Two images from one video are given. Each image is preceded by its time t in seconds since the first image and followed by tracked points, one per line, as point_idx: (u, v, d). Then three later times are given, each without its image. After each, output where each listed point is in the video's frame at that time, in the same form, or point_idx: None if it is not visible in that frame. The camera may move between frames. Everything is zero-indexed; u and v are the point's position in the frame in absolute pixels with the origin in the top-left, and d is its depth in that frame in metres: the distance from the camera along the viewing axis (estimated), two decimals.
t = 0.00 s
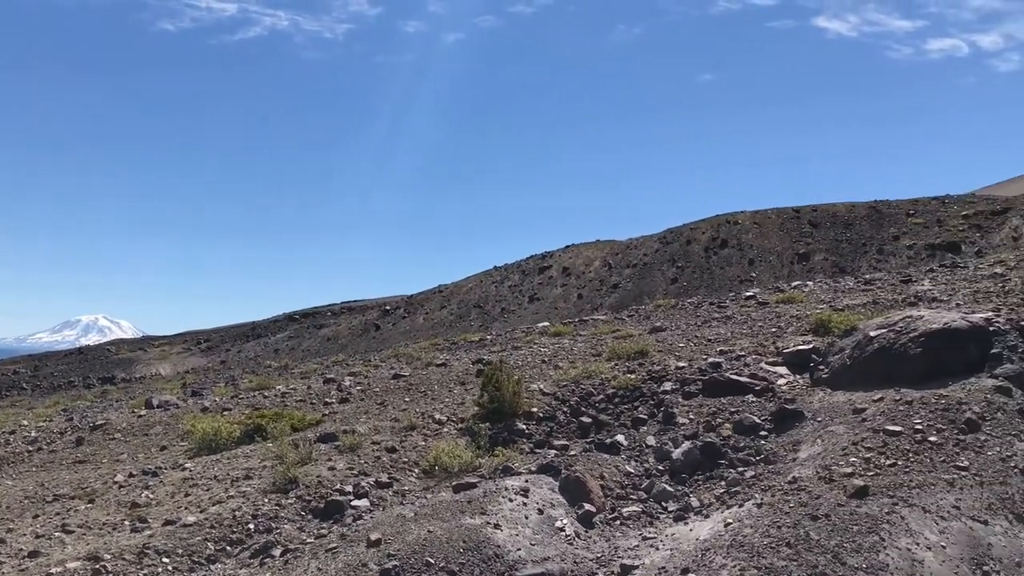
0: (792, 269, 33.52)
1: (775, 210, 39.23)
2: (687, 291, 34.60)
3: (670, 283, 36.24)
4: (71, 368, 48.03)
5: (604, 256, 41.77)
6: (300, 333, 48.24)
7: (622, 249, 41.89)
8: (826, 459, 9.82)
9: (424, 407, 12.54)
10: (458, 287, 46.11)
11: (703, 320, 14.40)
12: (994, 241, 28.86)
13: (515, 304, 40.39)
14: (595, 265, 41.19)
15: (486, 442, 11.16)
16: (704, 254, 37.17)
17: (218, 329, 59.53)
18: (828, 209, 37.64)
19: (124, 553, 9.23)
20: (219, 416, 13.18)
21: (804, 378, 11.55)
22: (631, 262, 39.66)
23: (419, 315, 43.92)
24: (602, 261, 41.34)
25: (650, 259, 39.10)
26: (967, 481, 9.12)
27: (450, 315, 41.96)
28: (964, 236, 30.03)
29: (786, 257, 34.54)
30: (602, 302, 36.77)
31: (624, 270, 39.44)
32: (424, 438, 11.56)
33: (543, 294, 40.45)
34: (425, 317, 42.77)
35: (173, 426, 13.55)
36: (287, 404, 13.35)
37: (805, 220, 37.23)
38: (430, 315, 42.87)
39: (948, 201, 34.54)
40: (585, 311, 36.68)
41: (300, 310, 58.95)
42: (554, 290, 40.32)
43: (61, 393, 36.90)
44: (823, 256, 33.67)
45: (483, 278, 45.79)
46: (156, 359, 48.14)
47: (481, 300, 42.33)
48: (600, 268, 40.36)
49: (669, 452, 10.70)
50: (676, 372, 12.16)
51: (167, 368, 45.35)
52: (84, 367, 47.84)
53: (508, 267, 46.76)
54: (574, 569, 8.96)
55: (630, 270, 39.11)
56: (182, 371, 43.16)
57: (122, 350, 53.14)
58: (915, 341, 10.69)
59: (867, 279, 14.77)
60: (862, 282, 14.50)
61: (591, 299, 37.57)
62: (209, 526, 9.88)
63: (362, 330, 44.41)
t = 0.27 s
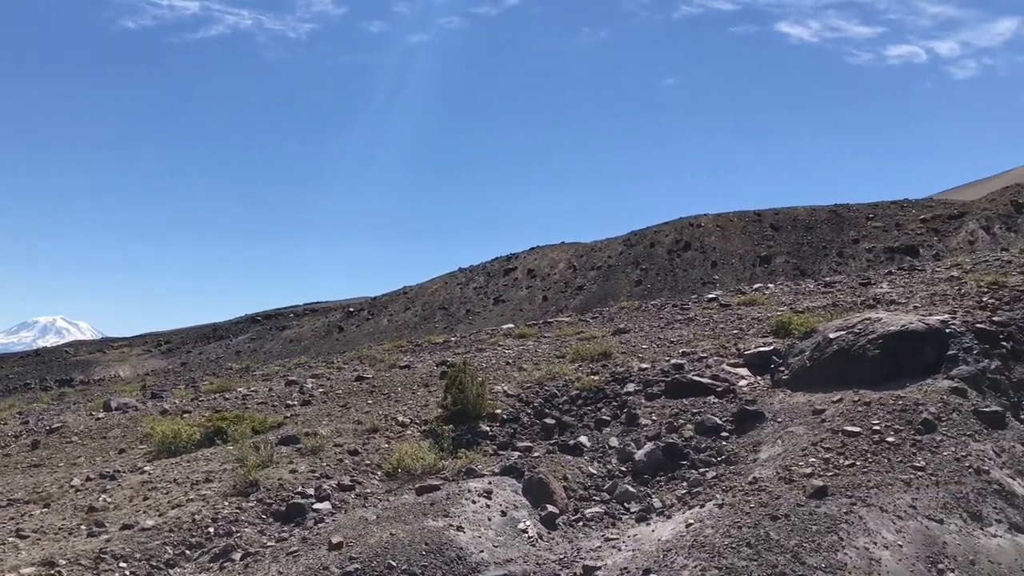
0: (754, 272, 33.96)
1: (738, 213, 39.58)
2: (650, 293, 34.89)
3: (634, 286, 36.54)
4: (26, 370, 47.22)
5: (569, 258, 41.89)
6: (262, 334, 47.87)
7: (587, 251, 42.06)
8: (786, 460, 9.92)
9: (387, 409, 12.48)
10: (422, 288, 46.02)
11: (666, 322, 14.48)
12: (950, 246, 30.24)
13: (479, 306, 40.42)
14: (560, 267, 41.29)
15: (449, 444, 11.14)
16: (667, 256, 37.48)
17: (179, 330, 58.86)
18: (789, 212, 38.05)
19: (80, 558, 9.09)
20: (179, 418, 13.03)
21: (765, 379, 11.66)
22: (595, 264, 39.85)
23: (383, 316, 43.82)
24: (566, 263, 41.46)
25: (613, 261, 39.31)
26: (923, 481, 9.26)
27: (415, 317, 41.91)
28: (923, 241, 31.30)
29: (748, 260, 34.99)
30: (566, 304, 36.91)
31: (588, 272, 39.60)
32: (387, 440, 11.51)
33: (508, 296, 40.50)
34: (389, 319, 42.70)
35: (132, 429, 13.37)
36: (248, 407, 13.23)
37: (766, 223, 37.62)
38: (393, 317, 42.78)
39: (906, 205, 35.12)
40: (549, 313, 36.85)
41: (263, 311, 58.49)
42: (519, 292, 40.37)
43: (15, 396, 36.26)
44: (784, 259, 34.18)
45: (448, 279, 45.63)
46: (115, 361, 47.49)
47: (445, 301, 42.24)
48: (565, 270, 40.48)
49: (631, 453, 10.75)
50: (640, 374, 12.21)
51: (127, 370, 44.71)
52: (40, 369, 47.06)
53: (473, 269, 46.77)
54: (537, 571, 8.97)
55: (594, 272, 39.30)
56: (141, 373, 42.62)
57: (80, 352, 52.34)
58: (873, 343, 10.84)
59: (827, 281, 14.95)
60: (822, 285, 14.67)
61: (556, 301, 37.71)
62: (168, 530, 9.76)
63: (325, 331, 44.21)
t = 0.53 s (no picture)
0: (715, 273, 34.36)
1: (699, 215, 39.79)
2: (612, 295, 35.18)
3: (597, 287, 36.84)
4: None
5: (532, 258, 41.96)
6: (222, 335, 47.46)
7: (551, 252, 42.17)
8: (746, 459, 10.01)
9: (348, 410, 12.42)
10: (385, 289, 45.87)
11: (628, 323, 14.55)
12: (907, 247, 30.90)
13: (443, 307, 40.42)
14: (523, 267, 41.24)
15: (411, 445, 11.11)
16: (630, 257, 37.77)
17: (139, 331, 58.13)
18: (749, 215, 38.34)
19: (33, 564, 8.93)
20: (136, 420, 12.86)
21: (726, 380, 11.76)
22: (558, 265, 40.00)
23: (345, 317, 43.66)
24: (530, 264, 41.50)
25: (576, 263, 39.44)
26: (879, 480, 9.40)
27: (378, 318, 41.81)
28: (880, 242, 31.91)
29: (708, 262, 35.37)
30: (529, 304, 37.14)
31: (552, 273, 39.73)
32: (348, 442, 11.45)
33: (472, 297, 40.36)
34: (351, 320, 42.58)
35: (88, 432, 13.17)
36: (207, 409, 13.10)
37: (727, 224, 37.90)
38: (355, 318, 42.65)
39: (865, 208, 35.68)
40: (512, 314, 37.10)
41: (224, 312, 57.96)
42: (482, 293, 40.26)
43: None
44: (745, 261, 34.58)
45: (412, 280, 45.48)
46: (71, 363, 46.79)
47: (408, 302, 42.17)
48: (528, 271, 40.53)
49: (593, 453, 10.78)
50: (602, 374, 12.25)
51: (83, 372, 43.99)
52: None
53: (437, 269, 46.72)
54: (498, 572, 8.97)
55: (558, 273, 39.45)
56: (98, 375, 42.03)
57: (36, 353, 51.50)
58: (831, 343, 10.98)
59: (787, 282, 15.11)
60: (782, 286, 14.83)
61: (519, 302, 37.83)
62: (124, 534, 9.63)
63: (286, 333, 43.97)
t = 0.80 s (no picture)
0: (677, 274, 34.70)
1: (662, 215, 39.97)
2: (574, 296, 35.48)
3: (561, 288, 37.12)
4: None
5: (496, 259, 41.96)
6: (182, 336, 46.97)
7: (514, 252, 42.21)
8: (705, 459, 10.09)
9: (309, 412, 12.34)
10: (348, 290, 45.67)
11: (590, 323, 14.60)
12: (865, 250, 31.50)
13: (405, 308, 40.36)
14: (486, 268, 41.16)
15: (372, 447, 11.07)
16: (593, 259, 38.02)
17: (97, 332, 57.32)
18: (710, 216, 38.59)
19: None
20: (92, 423, 12.68)
21: (686, 380, 11.85)
22: (521, 266, 40.10)
23: (307, 318, 43.44)
24: (493, 265, 41.54)
25: (540, 264, 39.51)
26: (836, 478, 9.53)
27: (341, 319, 41.67)
28: (838, 245, 32.42)
29: (670, 262, 35.67)
30: (493, 305, 37.28)
31: (515, 274, 39.81)
32: (308, 444, 11.38)
33: (435, 298, 40.41)
34: (312, 321, 42.39)
35: (42, 435, 12.96)
36: (165, 411, 12.95)
37: (688, 226, 38.16)
38: (317, 319, 42.46)
39: (824, 209, 36.17)
40: (475, 314, 37.23)
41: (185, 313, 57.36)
42: (446, 294, 40.33)
43: None
44: (706, 262, 34.93)
45: (373, 280, 45.33)
46: (26, 365, 46.04)
47: (371, 303, 42.07)
48: (492, 272, 40.56)
49: (555, 454, 10.81)
50: (564, 375, 12.28)
51: (37, 373, 43.16)
52: None
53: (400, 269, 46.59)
54: (460, 573, 8.96)
55: (521, 274, 39.55)
56: (54, 377, 41.39)
57: None
58: (789, 344, 11.11)
59: (747, 283, 15.26)
60: (742, 287, 14.98)
61: (483, 303, 37.92)
62: (79, 538, 9.49)
63: (247, 334, 43.66)
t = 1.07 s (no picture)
0: (639, 275, 34.95)
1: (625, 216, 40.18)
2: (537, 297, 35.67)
3: (524, 288, 37.24)
4: None
5: (459, 259, 41.91)
6: (140, 337, 46.41)
7: (477, 252, 42.13)
8: (666, 458, 10.16)
9: (269, 414, 12.25)
10: (309, 290, 45.40)
11: (553, 324, 14.64)
12: (823, 250, 31.89)
13: (367, 308, 40.25)
14: (449, 269, 40.99)
15: (333, 448, 11.02)
16: (556, 259, 38.16)
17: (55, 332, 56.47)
18: (673, 217, 38.83)
19: None
20: (47, 426, 12.48)
21: (647, 380, 11.92)
22: (484, 266, 40.11)
23: (268, 318, 43.16)
24: (456, 265, 41.41)
25: (503, 264, 39.53)
26: (794, 477, 9.65)
27: (302, 320, 41.46)
28: (798, 246, 32.80)
29: (632, 262, 35.91)
30: (457, 305, 37.37)
31: (478, 274, 39.83)
32: (268, 446, 11.30)
33: (397, 298, 40.44)
34: (273, 322, 42.16)
35: None
36: (123, 413, 12.78)
37: (650, 227, 38.37)
38: (278, 320, 42.24)
39: (784, 211, 36.59)
40: (438, 316, 37.32)
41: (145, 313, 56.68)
42: (409, 294, 40.37)
43: None
44: (667, 262, 35.20)
45: (334, 281, 45.11)
46: None
47: (332, 304, 41.90)
48: (455, 272, 40.51)
49: (517, 454, 10.83)
50: (526, 376, 12.30)
51: None
52: None
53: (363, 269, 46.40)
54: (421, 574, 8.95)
55: (484, 275, 39.58)
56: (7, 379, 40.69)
57: None
58: (748, 344, 11.22)
59: (708, 284, 15.38)
60: (703, 288, 15.11)
61: (446, 304, 37.96)
62: (33, 543, 9.34)
63: (207, 334, 43.28)
